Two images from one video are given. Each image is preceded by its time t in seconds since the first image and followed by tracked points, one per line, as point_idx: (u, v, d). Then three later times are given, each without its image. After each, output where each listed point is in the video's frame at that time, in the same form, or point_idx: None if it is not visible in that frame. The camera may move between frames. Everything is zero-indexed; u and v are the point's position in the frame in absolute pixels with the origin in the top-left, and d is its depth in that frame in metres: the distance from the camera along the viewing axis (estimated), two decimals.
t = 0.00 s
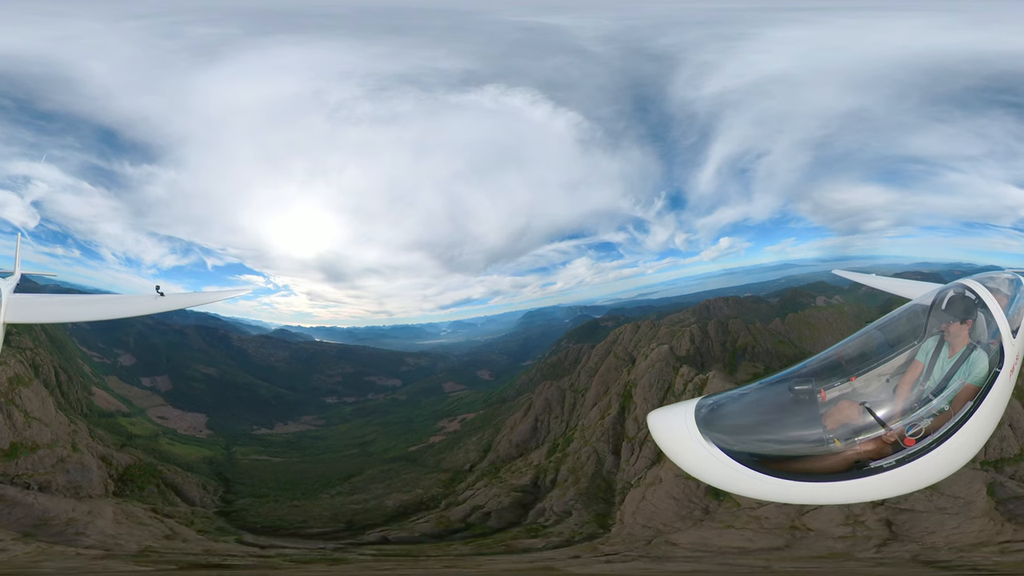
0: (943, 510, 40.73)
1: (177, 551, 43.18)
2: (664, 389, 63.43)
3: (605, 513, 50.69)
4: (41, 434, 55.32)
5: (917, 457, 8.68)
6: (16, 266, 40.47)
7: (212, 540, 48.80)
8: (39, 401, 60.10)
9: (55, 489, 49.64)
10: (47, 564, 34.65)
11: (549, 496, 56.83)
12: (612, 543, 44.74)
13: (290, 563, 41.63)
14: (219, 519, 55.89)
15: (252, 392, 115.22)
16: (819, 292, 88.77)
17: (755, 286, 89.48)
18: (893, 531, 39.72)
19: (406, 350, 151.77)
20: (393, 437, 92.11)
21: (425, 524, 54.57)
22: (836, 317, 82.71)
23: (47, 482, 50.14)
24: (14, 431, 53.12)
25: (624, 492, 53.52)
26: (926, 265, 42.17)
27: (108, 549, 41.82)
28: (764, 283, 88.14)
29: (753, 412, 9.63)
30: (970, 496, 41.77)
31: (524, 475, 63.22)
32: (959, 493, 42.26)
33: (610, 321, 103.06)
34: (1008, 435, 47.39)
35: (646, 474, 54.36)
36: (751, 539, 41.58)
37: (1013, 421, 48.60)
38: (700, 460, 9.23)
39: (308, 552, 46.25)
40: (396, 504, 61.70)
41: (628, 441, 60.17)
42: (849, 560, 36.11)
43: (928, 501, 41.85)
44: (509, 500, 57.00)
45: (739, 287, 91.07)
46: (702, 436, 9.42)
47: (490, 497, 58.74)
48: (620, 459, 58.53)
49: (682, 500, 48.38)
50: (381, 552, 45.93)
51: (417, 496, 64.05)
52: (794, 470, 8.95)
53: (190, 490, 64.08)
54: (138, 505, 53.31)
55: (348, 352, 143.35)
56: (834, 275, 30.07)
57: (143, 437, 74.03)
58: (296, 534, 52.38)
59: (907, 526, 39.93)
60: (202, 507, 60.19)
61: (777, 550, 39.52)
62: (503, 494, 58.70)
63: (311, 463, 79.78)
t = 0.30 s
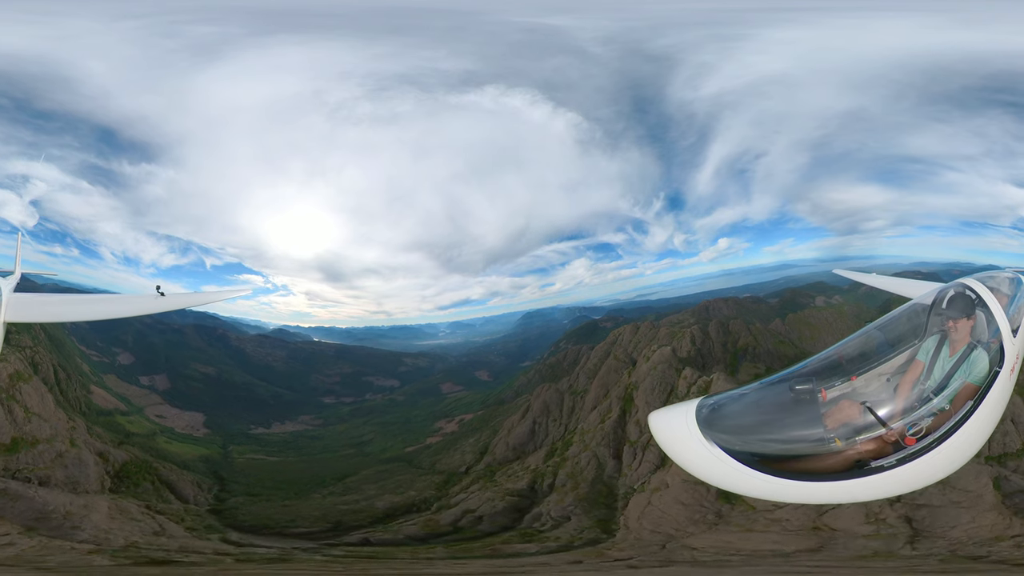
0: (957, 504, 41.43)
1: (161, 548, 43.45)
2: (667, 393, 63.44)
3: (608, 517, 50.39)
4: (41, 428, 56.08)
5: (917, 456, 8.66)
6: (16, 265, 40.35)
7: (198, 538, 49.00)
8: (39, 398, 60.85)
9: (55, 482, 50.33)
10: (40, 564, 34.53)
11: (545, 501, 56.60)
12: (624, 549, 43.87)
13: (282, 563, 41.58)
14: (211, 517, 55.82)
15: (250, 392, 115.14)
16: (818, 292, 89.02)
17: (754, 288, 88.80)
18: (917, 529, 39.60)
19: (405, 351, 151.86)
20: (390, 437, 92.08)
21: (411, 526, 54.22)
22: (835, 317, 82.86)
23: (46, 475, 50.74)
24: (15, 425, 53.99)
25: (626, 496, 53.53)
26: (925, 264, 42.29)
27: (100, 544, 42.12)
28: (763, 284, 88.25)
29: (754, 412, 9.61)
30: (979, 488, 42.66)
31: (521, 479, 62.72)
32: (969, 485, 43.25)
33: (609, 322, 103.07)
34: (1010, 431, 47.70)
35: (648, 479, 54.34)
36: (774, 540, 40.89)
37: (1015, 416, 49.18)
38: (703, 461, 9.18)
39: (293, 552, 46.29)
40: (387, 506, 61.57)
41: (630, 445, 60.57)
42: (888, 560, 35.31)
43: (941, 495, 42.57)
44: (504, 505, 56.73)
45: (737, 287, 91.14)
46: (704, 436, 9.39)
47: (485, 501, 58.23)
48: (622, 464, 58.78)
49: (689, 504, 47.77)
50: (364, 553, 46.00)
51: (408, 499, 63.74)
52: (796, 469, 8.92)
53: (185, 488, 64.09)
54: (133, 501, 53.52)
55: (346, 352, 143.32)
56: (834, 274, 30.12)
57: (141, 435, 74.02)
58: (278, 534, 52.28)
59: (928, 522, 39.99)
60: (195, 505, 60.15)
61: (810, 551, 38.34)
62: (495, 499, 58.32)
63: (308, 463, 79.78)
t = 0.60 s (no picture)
0: (969, 497, 42.16)
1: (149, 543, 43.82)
2: (670, 395, 63.15)
3: (611, 523, 50.31)
4: (40, 423, 56.74)
5: (918, 456, 8.62)
6: (16, 264, 40.32)
7: (184, 535, 49.26)
8: (39, 394, 61.46)
9: (54, 476, 50.94)
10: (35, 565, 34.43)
11: (543, 506, 56.37)
12: (637, 555, 42.88)
13: (274, 565, 41.42)
14: (201, 515, 56.16)
15: (248, 391, 115.11)
16: (817, 292, 89.19)
17: (753, 288, 89.05)
18: (938, 524, 39.47)
19: (403, 351, 151.87)
20: (387, 438, 92.06)
21: (394, 528, 54.05)
22: (835, 317, 82.97)
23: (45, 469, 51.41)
24: (16, 420, 54.76)
25: (630, 502, 53.51)
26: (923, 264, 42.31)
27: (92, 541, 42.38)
28: (762, 284, 88.26)
29: (756, 413, 9.58)
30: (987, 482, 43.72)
31: (517, 483, 62.25)
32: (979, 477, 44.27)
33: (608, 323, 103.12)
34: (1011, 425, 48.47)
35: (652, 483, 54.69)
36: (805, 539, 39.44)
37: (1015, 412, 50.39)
38: (704, 461, 9.15)
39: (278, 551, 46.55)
40: (376, 507, 61.46)
41: (633, 449, 60.86)
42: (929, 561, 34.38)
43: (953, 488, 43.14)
44: (498, 509, 56.25)
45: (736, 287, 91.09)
46: (705, 437, 9.36)
47: (477, 505, 57.66)
48: (623, 468, 58.78)
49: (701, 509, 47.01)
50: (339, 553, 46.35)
51: (398, 500, 63.61)
52: (798, 469, 8.88)
53: (179, 486, 64.21)
54: (128, 498, 53.83)
55: (345, 352, 143.31)
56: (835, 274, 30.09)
57: (138, 433, 73.99)
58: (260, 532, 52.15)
59: (948, 517, 40.06)
60: (188, 503, 60.19)
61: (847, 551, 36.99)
62: (490, 502, 57.93)
63: (305, 462, 79.74)
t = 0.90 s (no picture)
0: (979, 491, 44.30)
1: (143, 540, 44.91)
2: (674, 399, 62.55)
3: (615, 529, 49.97)
4: (40, 418, 57.37)
5: (918, 456, 8.59)
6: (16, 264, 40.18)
7: (173, 531, 50.00)
8: (38, 390, 61.99)
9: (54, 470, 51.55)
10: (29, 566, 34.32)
11: (539, 511, 55.98)
12: (663, 560, 43.15)
13: (270, 567, 41.46)
14: (194, 513, 56.74)
15: (246, 391, 115.04)
16: (816, 293, 89.38)
17: (751, 289, 89.36)
18: (954, 519, 42.15)
19: (401, 351, 151.89)
20: (384, 438, 92.08)
21: (376, 530, 54.18)
22: (835, 317, 83.14)
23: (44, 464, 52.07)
24: (17, 416, 55.43)
25: (633, 508, 53.04)
26: (923, 264, 42.28)
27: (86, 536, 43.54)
28: (761, 285, 88.33)
29: (757, 413, 9.54)
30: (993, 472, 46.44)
31: (513, 486, 62.08)
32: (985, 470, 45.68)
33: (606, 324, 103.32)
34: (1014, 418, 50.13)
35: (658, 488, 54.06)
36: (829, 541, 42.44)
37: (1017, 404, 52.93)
38: (705, 461, 9.12)
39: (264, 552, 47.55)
40: (366, 508, 61.42)
41: (635, 454, 60.24)
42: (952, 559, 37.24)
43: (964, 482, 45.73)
44: (491, 513, 55.85)
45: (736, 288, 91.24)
46: (706, 438, 9.31)
47: (470, 510, 57.47)
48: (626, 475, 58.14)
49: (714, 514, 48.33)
50: (321, 557, 46.10)
51: (387, 501, 63.44)
52: (798, 469, 8.87)
53: (174, 484, 64.42)
54: (123, 495, 54.24)
55: (343, 352, 143.26)
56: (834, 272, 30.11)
57: (136, 431, 73.95)
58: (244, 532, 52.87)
59: (961, 512, 42.74)
60: (181, 501, 60.49)
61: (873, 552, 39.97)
62: (482, 506, 57.52)
63: (302, 462, 79.78)
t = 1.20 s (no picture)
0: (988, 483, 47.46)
1: (132, 538, 45.58)
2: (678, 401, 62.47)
3: (620, 534, 49.08)
4: (39, 414, 57.93)
5: (918, 455, 8.56)
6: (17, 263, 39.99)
7: (160, 528, 50.71)
8: (38, 385, 62.43)
9: (53, 466, 52.31)
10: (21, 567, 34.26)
11: (535, 516, 55.21)
12: (690, 558, 43.46)
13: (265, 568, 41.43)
14: (185, 509, 57.31)
15: (244, 390, 114.95)
16: (816, 293, 89.43)
17: (751, 290, 89.55)
18: (967, 514, 44.72)
19: (400, 351, 151.93)
20: (381, 438, 92.05)
21: (358, 532, 53.76)
22: (835, 317, 83.29)
23: (43, 459, 52.76)
24: (17, 411, 56.04)
25: (638, 512, 52.79)
26: (922, 263, 42.21)
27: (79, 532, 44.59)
28: (760, 286, 88.37)
29: (757, 413, 9.51)
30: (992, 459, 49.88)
31: (508, 491, 61.73)
32: (991, 464, 48.37)
33: (605, 325, 103.54)
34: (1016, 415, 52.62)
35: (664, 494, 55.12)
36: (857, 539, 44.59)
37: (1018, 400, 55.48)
38: (705, 461, 9.08)
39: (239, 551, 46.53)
40: (354, 509, 61.38)
41: (637, 458, 60.20)
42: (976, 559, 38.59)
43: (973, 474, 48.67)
44: (481, 519, 55.51)
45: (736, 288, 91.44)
46: (707, 438, 9.27)
47: (461, 513, 57.26)
48: (627, 479, 57.74)
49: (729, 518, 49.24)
50: (303, 559, 45.49)
51: (379, 502, 63.27)
52: (800, 470, 8.82)
53: (169, 481, 64.54)
54: (118, 490, 54.58)
55: (341, 352, 143.23)
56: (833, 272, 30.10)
57: (134, 429, 73.87)
58: (228, 530, 53.03)
59: (973, 507, 45.23)
60: (175, 497, 60.88)
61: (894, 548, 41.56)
62: (472, 512, 57.35)
63: (300, 461, 79.93)
